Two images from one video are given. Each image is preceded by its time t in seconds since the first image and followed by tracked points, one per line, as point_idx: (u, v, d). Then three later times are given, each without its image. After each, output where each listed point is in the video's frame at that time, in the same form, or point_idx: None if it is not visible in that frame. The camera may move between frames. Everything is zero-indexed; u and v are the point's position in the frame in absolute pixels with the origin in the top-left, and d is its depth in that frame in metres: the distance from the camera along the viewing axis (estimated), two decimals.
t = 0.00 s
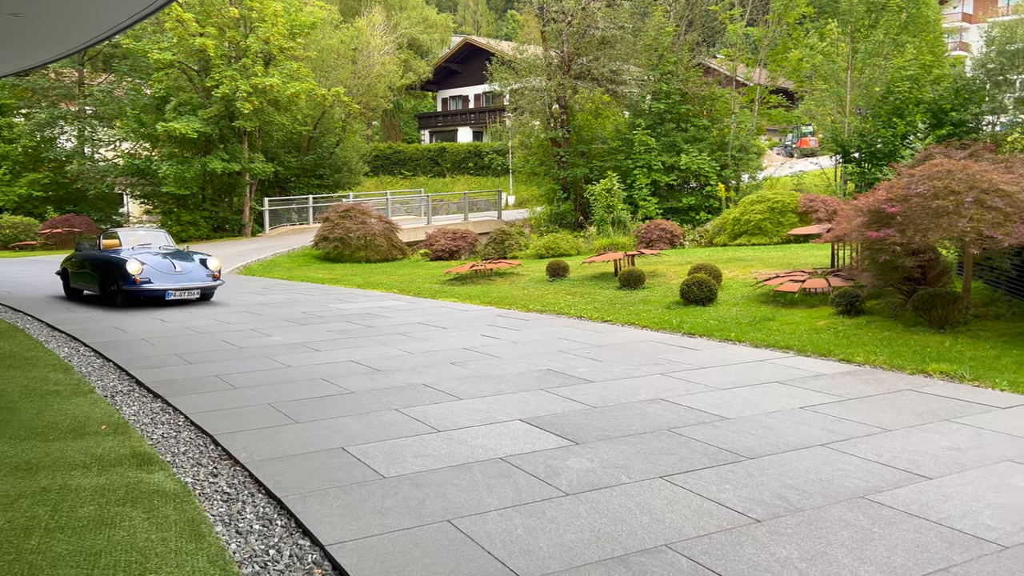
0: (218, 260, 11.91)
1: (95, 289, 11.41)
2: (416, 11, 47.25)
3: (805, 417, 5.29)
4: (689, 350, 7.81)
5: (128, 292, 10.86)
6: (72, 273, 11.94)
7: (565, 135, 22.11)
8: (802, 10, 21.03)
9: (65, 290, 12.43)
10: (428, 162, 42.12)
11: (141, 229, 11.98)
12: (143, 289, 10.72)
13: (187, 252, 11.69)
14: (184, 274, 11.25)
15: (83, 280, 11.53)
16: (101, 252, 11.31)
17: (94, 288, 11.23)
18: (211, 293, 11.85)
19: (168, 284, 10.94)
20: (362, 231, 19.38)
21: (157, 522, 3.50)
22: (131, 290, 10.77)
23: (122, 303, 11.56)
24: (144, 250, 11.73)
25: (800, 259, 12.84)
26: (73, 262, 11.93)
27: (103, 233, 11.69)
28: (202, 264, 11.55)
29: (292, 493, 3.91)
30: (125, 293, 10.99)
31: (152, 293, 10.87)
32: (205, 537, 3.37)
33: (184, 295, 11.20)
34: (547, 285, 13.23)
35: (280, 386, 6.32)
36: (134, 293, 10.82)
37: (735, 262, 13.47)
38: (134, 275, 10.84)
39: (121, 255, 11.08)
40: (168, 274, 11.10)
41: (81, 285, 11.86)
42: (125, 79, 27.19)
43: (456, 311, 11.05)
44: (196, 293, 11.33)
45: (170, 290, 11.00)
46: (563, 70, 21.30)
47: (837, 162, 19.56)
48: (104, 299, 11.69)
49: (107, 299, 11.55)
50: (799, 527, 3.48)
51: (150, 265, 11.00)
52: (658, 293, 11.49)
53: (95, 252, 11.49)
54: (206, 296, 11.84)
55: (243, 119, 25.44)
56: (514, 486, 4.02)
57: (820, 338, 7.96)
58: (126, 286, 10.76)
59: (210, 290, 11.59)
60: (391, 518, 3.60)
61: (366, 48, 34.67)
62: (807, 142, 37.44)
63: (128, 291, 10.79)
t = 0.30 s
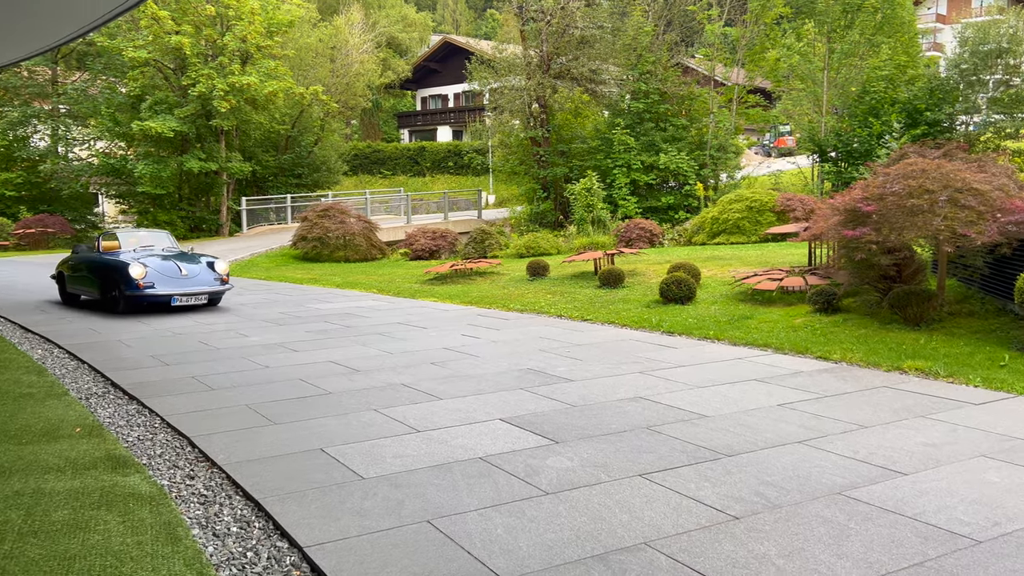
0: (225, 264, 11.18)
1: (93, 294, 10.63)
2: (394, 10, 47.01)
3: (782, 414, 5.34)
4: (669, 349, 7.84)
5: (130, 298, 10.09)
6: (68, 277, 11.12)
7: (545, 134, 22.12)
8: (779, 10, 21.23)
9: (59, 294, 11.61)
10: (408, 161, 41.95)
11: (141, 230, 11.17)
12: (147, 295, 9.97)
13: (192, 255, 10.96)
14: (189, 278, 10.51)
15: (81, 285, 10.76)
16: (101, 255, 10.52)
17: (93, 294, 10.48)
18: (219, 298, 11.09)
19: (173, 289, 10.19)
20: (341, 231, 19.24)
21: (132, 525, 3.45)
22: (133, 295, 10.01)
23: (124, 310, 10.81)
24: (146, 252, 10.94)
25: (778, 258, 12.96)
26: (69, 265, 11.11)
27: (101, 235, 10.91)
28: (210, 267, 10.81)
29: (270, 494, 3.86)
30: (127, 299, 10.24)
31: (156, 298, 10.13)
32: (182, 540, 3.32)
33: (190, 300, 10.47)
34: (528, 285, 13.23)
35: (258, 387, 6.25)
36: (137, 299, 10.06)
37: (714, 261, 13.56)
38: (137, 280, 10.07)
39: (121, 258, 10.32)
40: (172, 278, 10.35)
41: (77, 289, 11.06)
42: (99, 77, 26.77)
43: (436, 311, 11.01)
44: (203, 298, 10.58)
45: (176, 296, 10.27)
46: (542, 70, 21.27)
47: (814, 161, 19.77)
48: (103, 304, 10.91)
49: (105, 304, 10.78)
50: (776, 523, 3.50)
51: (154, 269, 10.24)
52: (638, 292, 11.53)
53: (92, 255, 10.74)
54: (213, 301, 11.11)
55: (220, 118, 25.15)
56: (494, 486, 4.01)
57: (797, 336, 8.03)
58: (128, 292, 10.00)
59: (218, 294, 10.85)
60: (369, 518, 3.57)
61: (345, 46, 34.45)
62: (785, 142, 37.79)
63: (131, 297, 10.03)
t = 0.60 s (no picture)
0: (237, 267, 10.43)
1: (96, 299, 9.93)
2: (373, 8, 46.75)
3: (760, 412, 5.38)
4: (648, 347, 7.87)
5: (135, 304, 9.38)
6: (69, 280, 10.42)
7: (525, 132, 22.10)
8: (756, 10, 21.48)
9: (60, 299, 10.91)
10: (387, 160, 41.76)
11: (146, 230, 10.53)
12: (154, 301, 9.26)
13: (201, 257, 10.23)
14: (199, 282, 9.78)
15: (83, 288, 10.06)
16: (105, 258, 9.82)
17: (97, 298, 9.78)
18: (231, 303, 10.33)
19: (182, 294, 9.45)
20: (319, 230, 19.07)
21: (107, 528, 3.39)
22: (139, 301, 9.29)
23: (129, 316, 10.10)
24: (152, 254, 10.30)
25: (755, 256, 13.07)
26: (70, 268, 10.41)
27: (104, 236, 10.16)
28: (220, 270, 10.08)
29: (248, 496, 3.82)
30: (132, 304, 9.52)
31: (163, 304, 9.40)
32: (158, 543, 3.27)
33: (201, 307, 9.75)
34: (508, 284, 13.22)
35: (235, 388, 6.18)
36: (143, 305, 9.34)
37: (692, 259, 13.64)
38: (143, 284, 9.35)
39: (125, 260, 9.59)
40: (181, 282, 9.62)
41: (78, 293, 10.36)
42: (73, 75, 26.35)
43: (416, 310, 10.97)
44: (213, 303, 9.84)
45: (185, 302, 9.54)
46: (521, 69, 21.23)
47: (791, 160, 19.96)
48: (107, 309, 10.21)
49: (108, 310, 10.10)
50: (754, 520, 3.52)
51: (161, 272, 9.52)
52: (618, 290, 11.57)
53: (95, 256, 10.04)
54: (224, 306, 10.38)
55: (196, 116, 24.83)
56: (474, 485, 4.00)
57: (775, 334, 8.11)
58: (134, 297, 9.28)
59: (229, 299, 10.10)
60: (348, 519, 3.55)
61: (323, 44, 34.21)
62: (762, 141, 38.08)
63: (136, 303, 9.31)
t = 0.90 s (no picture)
0: (252, 268, 9.75)
1: (101, 305, 9.24)
2: (351, 5, 46.48)
3: (738, 408, 5.42)
4: (627, 345, 7.90)
5: (144, 309, 8.70)
6: (70, 285, 9.71)
7: (504, 131, 22.07)
8: (734, 10, 21.67)
9: (60, 304, 10.21)
10: (366, 158, 41.57)
11: (152, 230, 9.89)
12: (165, 306, 8.58)
13: (214, 259, 9.56)
14: (212, 285, 9.10)
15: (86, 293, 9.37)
16: (110, 260, 9.14)
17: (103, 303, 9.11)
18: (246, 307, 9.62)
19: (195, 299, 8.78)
20: (297, 229, 18.91)
21: (80, 530, 3.33)
22: (149, 307, 8.61)
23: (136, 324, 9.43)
24: (159, 254, 9.63)
25: (733, 254, 13.19)
26: (70, 271, 9.72)
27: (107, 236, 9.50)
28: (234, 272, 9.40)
29: (225, 497, 3.77)
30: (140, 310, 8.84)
31: (175, 310, 8.73)
32: (132, 545, 3.22)
33: (215, 312, 9.07)
34: (488, 282, 13.20)
35: (212, 388, 6.10)
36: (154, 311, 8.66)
37: (671, 257, 13.73)
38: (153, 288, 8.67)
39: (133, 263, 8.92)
40: (193, 285, 8.95)
41: (80, 298, 9.66)
42: (45, 71, 25.90)
43: (396, 309, 10.93)
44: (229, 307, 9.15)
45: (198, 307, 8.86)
46: (500, 67, 21.19)
47: (768, 159, 20.14)
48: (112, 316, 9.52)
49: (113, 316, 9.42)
50: (731, 516, 3.55)
51: (172, 275, 8.85)
52: (597, 288, 11.60)
53: (98, 259, 9.36)
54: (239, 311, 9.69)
55: (172, 114, 24.51)
56: (453, 484, 3.98)
57: (752, 332, 8.17)
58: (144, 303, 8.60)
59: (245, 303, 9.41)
60: (326, 519, 3.52)
61: (301, 42, 33.96)
62: (740, 140, 38.36)
63: (146, 309, 8.64)
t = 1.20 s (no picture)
0: (271, 271, 9.08)
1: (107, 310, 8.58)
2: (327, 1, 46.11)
3: (715, 405, 5.46)
4: (604, 342, 7.93)
5: (155, 315, 8.04)
6: (73, 287, 9.05)
7: (482, 129, 22.01)
8: (709, 8, 21.85)
9: (61, 309, 9.54)
10: (343, 155, 41.29)
11: (162, 229, 9.29)
12: (179, 312, 7.92)
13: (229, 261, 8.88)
14: (229, 289, 8.42)
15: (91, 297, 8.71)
16: (119, 262, 8.48)
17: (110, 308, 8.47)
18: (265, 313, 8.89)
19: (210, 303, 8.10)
20: (274, 227, 18.74)
21: (51, 533, 3.27)
22: (161, 312, 7.95)
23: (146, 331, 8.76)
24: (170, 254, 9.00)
25: (710, 252, 13.29)
26: (74, 273, 9.07)
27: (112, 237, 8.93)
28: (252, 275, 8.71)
29: (199, 498, 3.72)
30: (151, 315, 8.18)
31: (189, 316, 8.06)
32: (105, 547, 3.17)
33: (232, 318, 8.39)
34: (466, 280, 13.17)
35: (186, 388, 6.01)
36: (166, 317, 7.99)
37: (649, 255, 13.80)
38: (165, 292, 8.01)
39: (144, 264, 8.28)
40: (209, 289, 8.28)
41: (83, 302, 9.00)
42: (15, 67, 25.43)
43: (374, 307, 10.87)
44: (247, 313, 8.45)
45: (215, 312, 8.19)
46: (478, 64, 21.14)
47: (745, 157, 20.28)
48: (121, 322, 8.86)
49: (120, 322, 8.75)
50: (707, 512, 3.57)
51: (186, 277, 8.18)
52: (575, 286, 11.64)
53: (104, 259, 8.72)
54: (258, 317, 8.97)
55: (145, 110, 24.14)
56: (430, 483, 3.96)
57: (729, 328, 8.24)
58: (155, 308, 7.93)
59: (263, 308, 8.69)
60: (302, 519, 3.48)
61: (276, 38, 33.65)
62: (716, 138, 38.61)
63: (158, 314, 7.98)
